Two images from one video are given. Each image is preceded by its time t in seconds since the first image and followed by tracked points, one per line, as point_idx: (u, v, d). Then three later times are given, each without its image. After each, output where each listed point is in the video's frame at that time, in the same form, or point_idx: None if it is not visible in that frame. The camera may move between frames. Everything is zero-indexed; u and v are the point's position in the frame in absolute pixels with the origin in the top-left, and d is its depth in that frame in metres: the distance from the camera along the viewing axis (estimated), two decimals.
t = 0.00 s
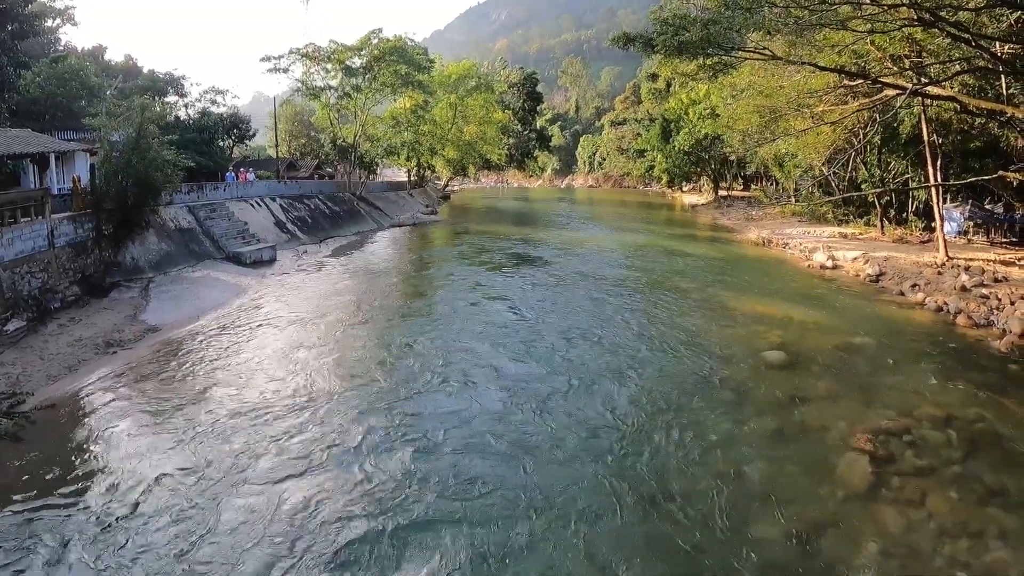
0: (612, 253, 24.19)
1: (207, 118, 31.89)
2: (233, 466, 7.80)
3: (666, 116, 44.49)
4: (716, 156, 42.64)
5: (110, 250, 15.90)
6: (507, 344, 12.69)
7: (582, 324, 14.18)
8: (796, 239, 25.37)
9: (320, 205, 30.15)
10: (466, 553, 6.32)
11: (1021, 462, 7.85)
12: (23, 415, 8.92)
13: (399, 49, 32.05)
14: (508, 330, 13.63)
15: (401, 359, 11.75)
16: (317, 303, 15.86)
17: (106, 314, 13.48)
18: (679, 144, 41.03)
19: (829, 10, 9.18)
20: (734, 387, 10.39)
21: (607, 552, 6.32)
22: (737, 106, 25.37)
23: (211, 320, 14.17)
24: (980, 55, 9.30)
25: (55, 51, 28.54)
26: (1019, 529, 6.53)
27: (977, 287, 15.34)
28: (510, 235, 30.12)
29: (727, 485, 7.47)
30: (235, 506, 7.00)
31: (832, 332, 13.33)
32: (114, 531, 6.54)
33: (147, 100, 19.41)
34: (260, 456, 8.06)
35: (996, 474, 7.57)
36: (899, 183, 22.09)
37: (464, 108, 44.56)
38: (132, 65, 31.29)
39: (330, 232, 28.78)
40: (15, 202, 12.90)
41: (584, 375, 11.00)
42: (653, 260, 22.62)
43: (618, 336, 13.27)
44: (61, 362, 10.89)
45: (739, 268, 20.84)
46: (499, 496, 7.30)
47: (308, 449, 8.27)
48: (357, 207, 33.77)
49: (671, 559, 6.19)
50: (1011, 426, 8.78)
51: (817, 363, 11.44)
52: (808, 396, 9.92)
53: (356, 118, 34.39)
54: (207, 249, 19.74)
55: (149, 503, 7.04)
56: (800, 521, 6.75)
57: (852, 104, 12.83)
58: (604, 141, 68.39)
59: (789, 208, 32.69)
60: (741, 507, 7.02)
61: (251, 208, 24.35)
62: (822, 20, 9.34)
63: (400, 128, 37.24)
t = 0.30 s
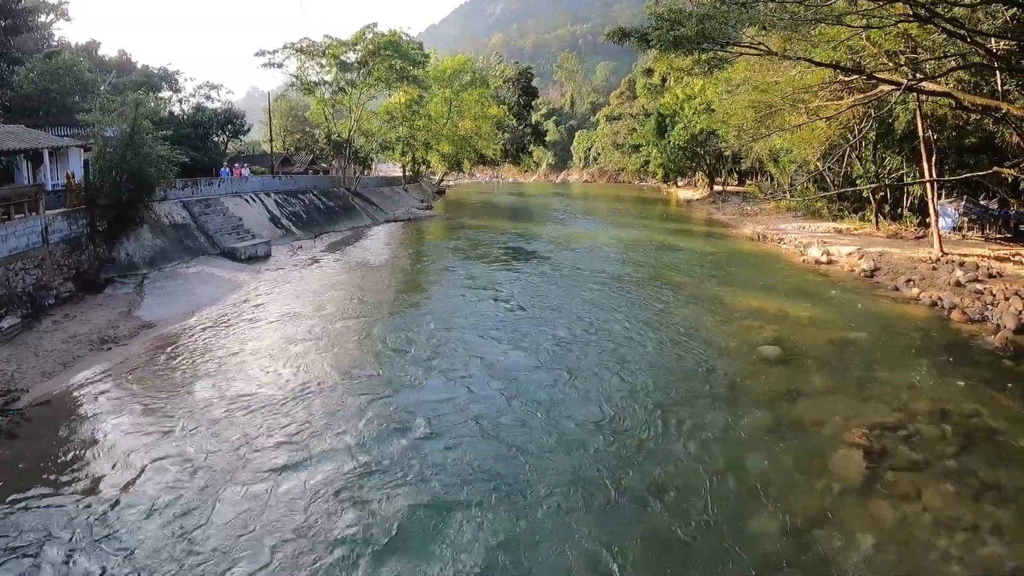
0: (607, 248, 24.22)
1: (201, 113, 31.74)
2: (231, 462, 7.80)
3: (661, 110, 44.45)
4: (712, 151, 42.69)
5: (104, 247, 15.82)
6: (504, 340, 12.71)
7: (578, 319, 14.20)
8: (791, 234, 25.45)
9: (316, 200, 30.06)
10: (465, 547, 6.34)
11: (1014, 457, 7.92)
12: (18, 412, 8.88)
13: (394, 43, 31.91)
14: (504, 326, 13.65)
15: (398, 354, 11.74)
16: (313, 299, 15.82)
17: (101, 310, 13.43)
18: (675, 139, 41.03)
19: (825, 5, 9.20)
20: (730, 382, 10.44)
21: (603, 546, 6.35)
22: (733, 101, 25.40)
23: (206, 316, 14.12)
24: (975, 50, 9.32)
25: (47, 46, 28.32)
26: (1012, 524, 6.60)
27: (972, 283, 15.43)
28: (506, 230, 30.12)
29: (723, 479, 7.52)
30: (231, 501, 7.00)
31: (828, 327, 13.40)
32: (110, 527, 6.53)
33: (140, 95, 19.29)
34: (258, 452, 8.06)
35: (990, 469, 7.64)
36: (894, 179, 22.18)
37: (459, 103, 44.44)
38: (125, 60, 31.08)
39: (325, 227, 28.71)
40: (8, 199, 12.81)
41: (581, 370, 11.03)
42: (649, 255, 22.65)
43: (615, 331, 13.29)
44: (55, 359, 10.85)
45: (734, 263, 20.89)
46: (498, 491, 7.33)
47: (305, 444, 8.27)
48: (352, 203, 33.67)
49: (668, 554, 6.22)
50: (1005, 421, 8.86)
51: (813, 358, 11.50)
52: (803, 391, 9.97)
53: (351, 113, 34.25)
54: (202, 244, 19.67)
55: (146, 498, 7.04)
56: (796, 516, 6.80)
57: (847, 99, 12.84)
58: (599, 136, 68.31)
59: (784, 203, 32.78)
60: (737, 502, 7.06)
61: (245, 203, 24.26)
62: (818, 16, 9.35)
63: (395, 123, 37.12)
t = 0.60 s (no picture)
0: (606, 247, 24.23)
1: (199, 112, 31.68)
2: (229, 461, 7.78)
3: (659, 109, 44.45)
4: (709, 149, 42.71)
5: (101, 246, 15.78)
6: (503, 338, 12.71)
7: (576, 317, 14.20)
8: (789, 232, 25.50)
9: (314, 199, 30.03)
10: (463, 546, 6.35)
11: (1011, 455, 7.95)
12: (15, 412, 8.86)
13: (391, 42, 31.87)
14: (502, 324, 13.65)
15: (397, 353, 11.73)
16: (312, 298, 15.80)
17: (98, 310, 13.39)
18: (672, 137, 41.04)
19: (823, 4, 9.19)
20: (729, 381, 10.45)
21: (602, 545, 6.37)
22: (730, 100, 25.42)
23: (205, 315, 14.09)
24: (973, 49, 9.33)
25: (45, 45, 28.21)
26: (1010, 521, 6.63)
27: (970, 281, 15.46)
28: (504, 229, 30.12)
29: (720, 478, 7.54)
30: (230, 501, 6.99)
31: (827, 325, 13.43)
32: (109, 527, 6.51)
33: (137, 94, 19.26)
34: (256, 451, 8.05)
35: (988, 467, 7.67)
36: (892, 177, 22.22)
37: (457, 101, 44.40)
38: (123, 59, 30.98)
39: (323, 226, 28.68)
40: (6, 199, 12.78)
41: (580, 369, 11.04)
42: (647, 253, 22.67)
43: (614, 329, 13.31)
44: (53, 359, 10.82)
45: (733, 262, 20.92)
46: (497, 490, 7.33)
47: (304, 443, 8.27)
48: (350, 202, 33.62)
49: (667, 552, 6.24)
50: (1002, 419, 8.89)
51: (811, 356, 11.53)
52: (801, 390, 9.99)
53: (349, 112, 34.19)
54: (200, 244, 19.64)
55: (145, 497, 7.03)
56: (794, 514, 6.82)
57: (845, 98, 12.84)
58: (597, 135, 68.27)
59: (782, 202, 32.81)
60: (736, 500, 7.08)
61: (243, 202, 24.22)
62: (815, 15, 9.36)
63: (393, 122, 37.05)
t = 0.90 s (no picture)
0: (603, 250, 24.27)
1: (197, 112, 31.66)
2: (226, 462, 7.76)
3: (657, 113, 44.56)
4: (706, 153, 42.85)
5: (99, 246, 15.73)
6: (500, 340, 12.71)
7: (574, 320, 14.22)
8: (786, 236, 25.56)
9: (311, 200, 30.01)
10: (460, 547, 6.34)
11: (1007, 458, 7.98)
12: (11, 412, 8.81)
13: (390, 44, 31.89)
14: (500, 326, 13.64)
15: (395, 354, 11.72)
16: (309, 299, 15.78)
17: (95, 310, 13.34)
18: (670, 141, 41.13)
19: (820, 8, 9.21)
20: (725, 383, 10.47)
21: (600, 547, 6.36)
22: (728, 104, 25.54)
23: (202, 315, 14.05)
24: (970, 54, 9.37)
25: (43, 44, 28.11)
26: (1006, 525, 6.64)
27: (966, 286, 15.54)
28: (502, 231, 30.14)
29: (716, 480, 7.55)
30: (226, 502, 6.96)
31: (824, 329, 13.45)
32: (104, 528, 6.47)
33: (135, 94, 19.22)
34: (253, 451, 8.04)
35: (984, 470, 7.69)
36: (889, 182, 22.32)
37: (455, 103, 44.44)
38: (121, 58, 30.89)
39: (320, 228, 28.65)
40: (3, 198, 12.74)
41: (577, 371, 11.05)
42: (645, 256, 22.70)
43: (611, 332, 13.32)
44: (49, 358, 10.77)
45: (730, 265, 20.98)
46: (493, 491, 7.32)
47: (301, 443, 8.27)
48: (348, 203, 33.60)
49: (664, 555, 6.23)
50: (998, 423, 8.93)
51: (808, 360, 11.56)
52: (798, 393, 10.01)
53: (347, 114, 34.19)
54: (197, 244, 19.60)
55: (142, 497, 6.99)
56: (790, 517, 6.82)
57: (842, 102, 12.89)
58: (595, 138, 68.43)
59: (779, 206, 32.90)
60: (732, 503, 7.08)
61: (240, 203, 24.19)
62: (814, 19, 9.39)
63: (391, 124, 37.07)
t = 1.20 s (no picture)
0: (599, 250, 24.30)
1: (193, 111, 31.52)
2: (223, 461, 7.74)
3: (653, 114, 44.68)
4: (702, 154, 43.00)
5: (93, 245, 15.65)
6: (496, 340, 12.71)
7: (570, 320, 14.24)
8: (781, 237, 25.65)
9: (306, 200, 29.94)
10: (458, 547, 6.34)
11: (1000, 458, 8.05)
12: (6, 411, 8.74)
13: (386, 43, 31.84)
14: (497, 326, 13.65)
15: (392, 354, 11.70)
16: (305, 298, 15.74)
17: (90, 309, 13.27)
18: (666, 141, 41.22)
19: (816, 10, 9.23)
20: (721, 384, 10.50)
21: (597, 547, 6.36)
22: (724, 105, 25.60)
23: (198, 314, 14.00)
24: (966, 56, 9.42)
25: (39, 41, 27.35)
26: (1000, 526, 6.69)
27: (960, 286, 15.66)
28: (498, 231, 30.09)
29: (714, 480, 7.57)
30: (223, 502, 6.92)
31: (819, 330, 13.51)
32: (101, 528, 6.44)
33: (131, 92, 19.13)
34: (250, 451, 8.01)
35: (978, 471, 7.74)
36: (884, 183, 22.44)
37: (452, 103, 44.41)
38: (117, 57, 30.47)
39: (316, 227, 28.58)
40: None
41: (573, 371, 11.06)
42: (640, 256, 22.73)
43: (607, 332, 13.34)
44: (43, 358, 10.70)
45: (725, 265, 21.04)
46: (490, 491, 7.32)
47: (298, 443, 8.24)
48: (344, 203, 33.54)
49: (662, 555, 6.25)
50: (992, 424, 8.99)
51: (803, 360, 11.62)
52: (793, 393, 10.05)
53: (343, 113, 34.12)
54: (193, 243, 19.53)
55: (138, 497, 6.95)
56: (785, 517, 6.85)
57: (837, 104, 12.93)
58: (590, 138, 68.58)
59: (774, 207, 33.01)
60: (729, 503, 7.10)
61: (236, 202, 24.11)
62: (809, 21, 9.44)
63: (387, 124, 37.04)
